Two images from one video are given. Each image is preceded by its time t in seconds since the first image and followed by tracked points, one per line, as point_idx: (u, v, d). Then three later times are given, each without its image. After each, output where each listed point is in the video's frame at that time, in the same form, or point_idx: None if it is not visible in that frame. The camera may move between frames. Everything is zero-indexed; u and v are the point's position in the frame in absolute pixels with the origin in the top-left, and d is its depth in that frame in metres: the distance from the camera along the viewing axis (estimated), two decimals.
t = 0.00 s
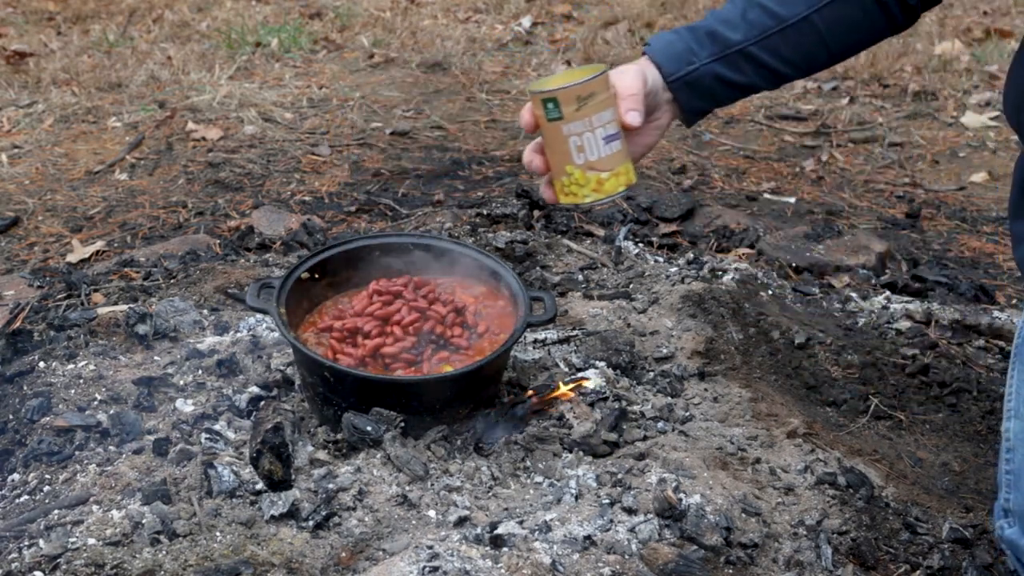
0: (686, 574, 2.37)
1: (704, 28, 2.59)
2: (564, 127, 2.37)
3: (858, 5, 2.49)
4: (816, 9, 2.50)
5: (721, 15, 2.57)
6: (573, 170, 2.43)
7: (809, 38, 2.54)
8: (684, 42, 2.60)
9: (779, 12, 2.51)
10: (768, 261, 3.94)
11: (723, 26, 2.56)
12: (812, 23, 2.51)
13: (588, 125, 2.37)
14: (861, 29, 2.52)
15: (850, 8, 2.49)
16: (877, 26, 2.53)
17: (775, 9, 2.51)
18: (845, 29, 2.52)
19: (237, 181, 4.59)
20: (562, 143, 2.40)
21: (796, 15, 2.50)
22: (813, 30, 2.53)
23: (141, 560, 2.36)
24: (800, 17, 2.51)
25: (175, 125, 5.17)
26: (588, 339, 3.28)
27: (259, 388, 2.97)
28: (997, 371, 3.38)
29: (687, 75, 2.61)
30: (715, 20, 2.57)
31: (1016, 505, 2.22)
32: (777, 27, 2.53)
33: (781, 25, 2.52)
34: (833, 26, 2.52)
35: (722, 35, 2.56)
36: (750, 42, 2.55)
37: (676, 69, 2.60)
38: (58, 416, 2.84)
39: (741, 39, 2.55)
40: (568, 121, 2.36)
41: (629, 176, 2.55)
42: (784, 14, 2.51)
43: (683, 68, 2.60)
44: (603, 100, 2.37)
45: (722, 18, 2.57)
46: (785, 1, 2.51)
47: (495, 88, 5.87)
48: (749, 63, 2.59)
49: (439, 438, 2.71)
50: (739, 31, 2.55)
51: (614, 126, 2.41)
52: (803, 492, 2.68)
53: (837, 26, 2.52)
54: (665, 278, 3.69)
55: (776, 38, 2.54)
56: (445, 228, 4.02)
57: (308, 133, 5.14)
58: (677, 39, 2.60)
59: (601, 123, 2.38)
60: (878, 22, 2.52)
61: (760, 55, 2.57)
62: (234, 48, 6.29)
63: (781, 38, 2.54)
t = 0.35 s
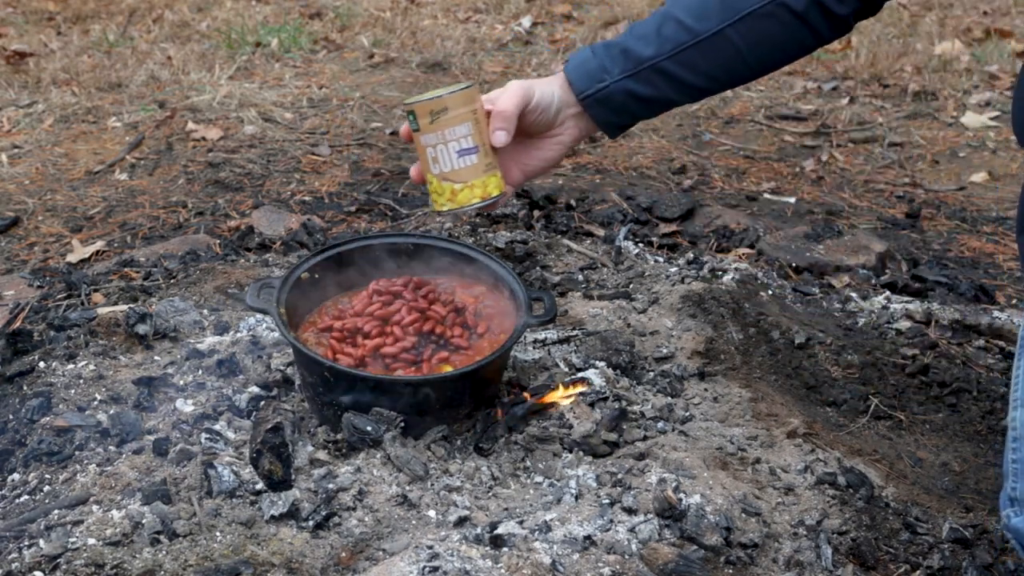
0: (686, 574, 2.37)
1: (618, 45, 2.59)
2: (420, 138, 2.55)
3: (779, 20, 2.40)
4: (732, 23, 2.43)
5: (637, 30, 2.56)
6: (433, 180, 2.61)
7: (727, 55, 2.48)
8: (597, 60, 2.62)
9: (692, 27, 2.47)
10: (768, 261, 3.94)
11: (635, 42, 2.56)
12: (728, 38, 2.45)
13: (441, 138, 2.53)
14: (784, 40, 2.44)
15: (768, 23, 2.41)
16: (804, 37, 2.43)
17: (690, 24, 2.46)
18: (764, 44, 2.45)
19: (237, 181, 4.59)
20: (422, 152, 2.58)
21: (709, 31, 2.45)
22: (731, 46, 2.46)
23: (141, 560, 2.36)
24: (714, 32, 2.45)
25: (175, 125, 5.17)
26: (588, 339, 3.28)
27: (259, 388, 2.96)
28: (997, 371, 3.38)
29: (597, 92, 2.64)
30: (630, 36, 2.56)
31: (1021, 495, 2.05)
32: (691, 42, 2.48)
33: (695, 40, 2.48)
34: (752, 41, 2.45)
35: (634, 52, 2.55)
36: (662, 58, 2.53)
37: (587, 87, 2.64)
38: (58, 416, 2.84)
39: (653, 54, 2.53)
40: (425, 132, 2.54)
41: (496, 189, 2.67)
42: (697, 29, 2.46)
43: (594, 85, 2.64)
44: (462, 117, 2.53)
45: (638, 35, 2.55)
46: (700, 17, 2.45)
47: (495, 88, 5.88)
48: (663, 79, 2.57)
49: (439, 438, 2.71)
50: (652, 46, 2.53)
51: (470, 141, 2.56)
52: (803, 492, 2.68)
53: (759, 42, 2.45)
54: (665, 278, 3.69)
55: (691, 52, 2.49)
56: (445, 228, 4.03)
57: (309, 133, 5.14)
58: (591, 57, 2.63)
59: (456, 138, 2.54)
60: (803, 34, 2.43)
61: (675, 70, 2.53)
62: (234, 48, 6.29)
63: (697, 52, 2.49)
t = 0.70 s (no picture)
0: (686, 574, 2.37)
1: (584, 63, 2.47)
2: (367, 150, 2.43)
3: (745, 36, 2.26)
4: (697, 39, 2.30)
5: (602, 48, 2.44)
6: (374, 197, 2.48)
7: (694, 72, 2.35)
8: (563, 80, 2.50)
9: (657, 44, 2.34)
10: (768, 261, 3.94)
11: (600, 61, 2.43)
12: (693, 55, 2.32)
13: (383, 158, 2.41)
14: (750, 57, 2.30)
15: (733, 39, 2.28)
16: (772, 50, 2.30)
17: (654, 40, 2.34)
18: (730, 60, 2.32)
19: (237, 181, 4.59)
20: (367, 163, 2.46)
21: (674, 47, 2.32)
22: (697, 63, 2.33)
23: (141, 560, 2.36)
24: (679, 48, 2.32)
25: (175, 125, 5.17)
26: (588, 339, 3.29)
27: (259, 388, 2.96)
28: (997, 371, 3.38)
29: (564, 111, 2.52)
30: (595, 54, 2.44)
31: None
32: (656, 59, 2.35)
33: (660, 57, 2.35)
34: (718, 57, 2.32)
35: (599, 70, 2.43)
36: (627, 75, 2.39)
37: (552, 107, 2.52)
38: (58, 416, 2.84)
39: (618, 72, 2.41)
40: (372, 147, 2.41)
41: (427, 224, 2.51)
42: (662, 46, 2.33)
43: (560, 105, 2.51)
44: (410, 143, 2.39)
45: (603, 52, 2.43)
46: (664, 33, 2.33)
47: (495, 88, 5.87)
48: (630, 98, 2.44)
49: (439, 438, 2.71)
50: (617, 63, 2.41)
51: (410, 169, 2.41)
52: (803, 492, 2.68)
53: (725, 57, 2.31)
54: (665, 278, 3.69)
55: (657, 70, 2.36)
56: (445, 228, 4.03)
57: (309, 133, 5.14)
58: (556, 76, 2.51)
59: (397, 162, 2.39)
60: (771, 50, 2.29)
61: (641, 87, 2.40)
62: (234, 48, 6.29)
63: (661, 70, 2.36)
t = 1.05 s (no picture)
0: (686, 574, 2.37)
1: (577, 61, 2.48)
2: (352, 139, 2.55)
3: (739, 34, 2.31)
4: (691, 38, 2.33)
5: (596, 47, 2.45)
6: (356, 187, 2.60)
7: (688, 72, 2.38)
8: (556, 78, 2.50)
9: (652, 43, 2.36)
10: (768, 261, 3.94)
11: (594, 59, 2.44)
12: (687, 53, 2.35)
13: (363, 149, 2.52)
14: (742, 56, 2.34)
15: (726, 38, 2.32)
16: (764, 50, 2.34)
17: (649, 39, 2.36)
18: (724, 60, 2.35)
19: (237, 181, 4.59)
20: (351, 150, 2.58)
21: (668, 45, 2.35)
22: (691, 61, 2.36)
23: (141, 560, 2.36)
24: (674, 47, 2.35)
25: (175, 125, 5.17)
26: (588, 339, 3.29)
27: (259, 388, 2.96)
28: (997, 371, 3.38)
29: (558, 110, 2.51)
30: (588, 53, 2.45)
31: None
32: (650, 57, 2.37)
33: (655, 55, 2.37)
34: (711, 57, 2.35)
35: (593, 69, 2.44)
36: (622, 73, 2.41)
37: (546, 105, 2.51)
38: (58, 416, 2.84)
39: (613, 70, 2.42)
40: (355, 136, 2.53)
41: (402, 218, 2.64)
42: (657, 44, 2.36)
43: (554, 104, 2.51)
44: (388, 139, 2.49)
45: (596, 51, 2.44)
46: (659, 32, 2.35)
47: (494, 88, 5.87)
48: (623, 96, 2.46)
49: (439, 438, 2.71)
50: (611, 62, 2.42)
51: (387, 163, 2.52)
52: (803, 492, 2.68)
53: (718, 57, 2.35)
54: (665, 278, 3.69)
55: (651, 69, 2.39)
56: (445, 228, 4.02)
57: (308, 134, 5.14)
58: (549, 75, 2.51)
59: (377, 155, 2.51)
60: (763, 49, 2.34)
61: (635, 86, 2.43)
62: (234, 48, 6.29)
63: (656, 68, 2.38)
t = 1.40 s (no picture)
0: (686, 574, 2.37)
1: (579, 51, 2.47)
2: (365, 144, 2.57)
3: (739, 25, 2.30)
4: (692, 28, 2.33)
5: (598, 36, 2.45)
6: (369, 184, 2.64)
7: (689, 61, 2.38)
8: (559, 68, 2.50)
9: (653, 33, 2.36)
10: (768, 261, 3.94)
11: (596, 49, 2.44)
12: (688, 43, 2.34)
13: (378, 154, 2.55)
14: (742, 46, 2.34)
15: (728, 28, 2.31)
16: (765, 40, 2.33)
17: (650, 29, 2.36)
18: (724, 50, 2.35)
19: (237, 181, 4.59)
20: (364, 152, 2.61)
21: (669, 35, 2.34)
22: (691, 51, 2.36)
23: (141, 561, 2.36)
24: (674, 37, 2.34)
25: (175, 125, 5.17)
26: (588, 339, 3.29)
27: (259, 388, 2.96)
28: (997, 371, 3.38)
29: (560, 101, 2.52)
30: (591, 42, 2.45)
31: None
32: (651, 48, 2.37)
33: (656, 46, 2.36)
34: (712, 47, 2.35)
35: (595, 59, 2.44)
36: (624, 64, 2.41)
37: (549, 95, 2.52)
38: (58, 416, 2.84)
39: (614, 60, 2.42)
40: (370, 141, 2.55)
41: (415, 220, 2.69)
42: (658, 34, 2.35)
43: (557, 94, 2.51)
44: (404, 148, 2.52)
45: (598, 41, 2.44)
46: (660, 21, 2.35)
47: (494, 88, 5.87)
48: (625, 86, 2.46)
49: (439, 438, 2.71)
50: (612, 52, 2.42)
51: (403, 169, 2.56)
52: (803, 492, 2.68)
53: (718, 48, 2.35)
54: (665, 278, 3.69)
55: (652, 59, 2.39)
56: (445, 228, 4.02)
57: (308, 134, 5.14)
58: (552, 64, 2.50)
59: (391, 160, 2.55)
60: (764, 39, 2.33)
61: (636, 76, 2.42)
62: (234, 48, 6.29)
63: (657, 58, 2.38)
